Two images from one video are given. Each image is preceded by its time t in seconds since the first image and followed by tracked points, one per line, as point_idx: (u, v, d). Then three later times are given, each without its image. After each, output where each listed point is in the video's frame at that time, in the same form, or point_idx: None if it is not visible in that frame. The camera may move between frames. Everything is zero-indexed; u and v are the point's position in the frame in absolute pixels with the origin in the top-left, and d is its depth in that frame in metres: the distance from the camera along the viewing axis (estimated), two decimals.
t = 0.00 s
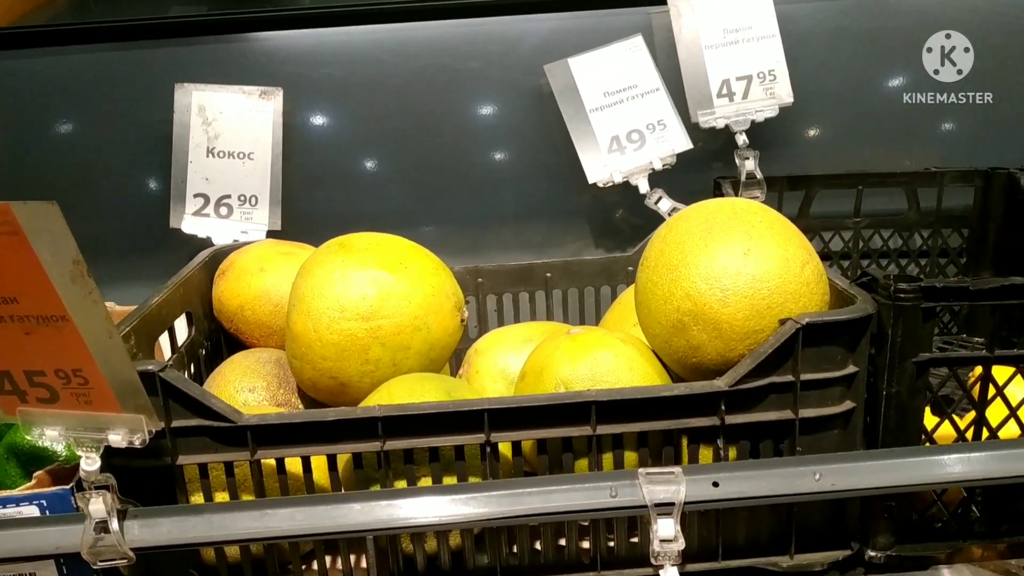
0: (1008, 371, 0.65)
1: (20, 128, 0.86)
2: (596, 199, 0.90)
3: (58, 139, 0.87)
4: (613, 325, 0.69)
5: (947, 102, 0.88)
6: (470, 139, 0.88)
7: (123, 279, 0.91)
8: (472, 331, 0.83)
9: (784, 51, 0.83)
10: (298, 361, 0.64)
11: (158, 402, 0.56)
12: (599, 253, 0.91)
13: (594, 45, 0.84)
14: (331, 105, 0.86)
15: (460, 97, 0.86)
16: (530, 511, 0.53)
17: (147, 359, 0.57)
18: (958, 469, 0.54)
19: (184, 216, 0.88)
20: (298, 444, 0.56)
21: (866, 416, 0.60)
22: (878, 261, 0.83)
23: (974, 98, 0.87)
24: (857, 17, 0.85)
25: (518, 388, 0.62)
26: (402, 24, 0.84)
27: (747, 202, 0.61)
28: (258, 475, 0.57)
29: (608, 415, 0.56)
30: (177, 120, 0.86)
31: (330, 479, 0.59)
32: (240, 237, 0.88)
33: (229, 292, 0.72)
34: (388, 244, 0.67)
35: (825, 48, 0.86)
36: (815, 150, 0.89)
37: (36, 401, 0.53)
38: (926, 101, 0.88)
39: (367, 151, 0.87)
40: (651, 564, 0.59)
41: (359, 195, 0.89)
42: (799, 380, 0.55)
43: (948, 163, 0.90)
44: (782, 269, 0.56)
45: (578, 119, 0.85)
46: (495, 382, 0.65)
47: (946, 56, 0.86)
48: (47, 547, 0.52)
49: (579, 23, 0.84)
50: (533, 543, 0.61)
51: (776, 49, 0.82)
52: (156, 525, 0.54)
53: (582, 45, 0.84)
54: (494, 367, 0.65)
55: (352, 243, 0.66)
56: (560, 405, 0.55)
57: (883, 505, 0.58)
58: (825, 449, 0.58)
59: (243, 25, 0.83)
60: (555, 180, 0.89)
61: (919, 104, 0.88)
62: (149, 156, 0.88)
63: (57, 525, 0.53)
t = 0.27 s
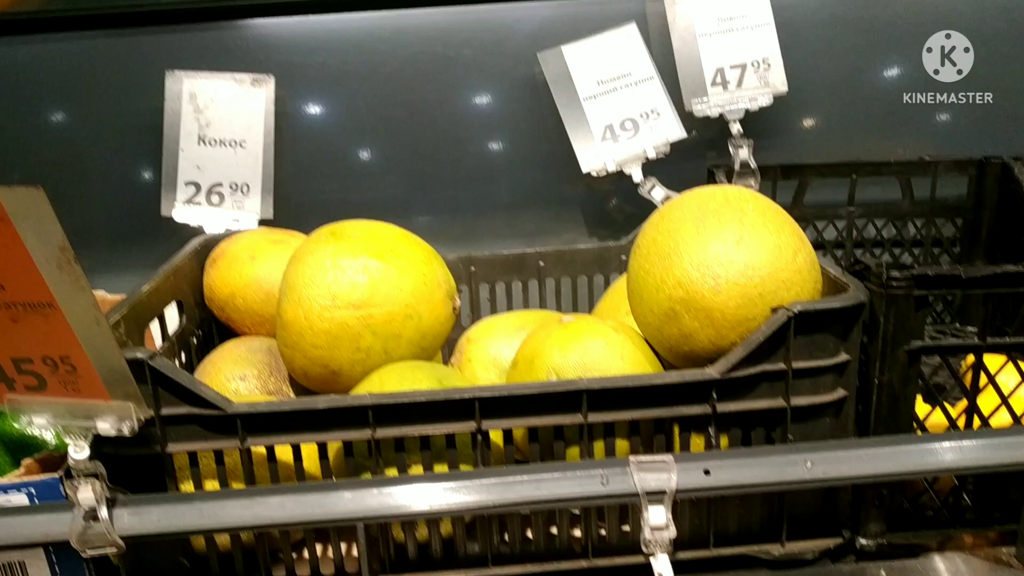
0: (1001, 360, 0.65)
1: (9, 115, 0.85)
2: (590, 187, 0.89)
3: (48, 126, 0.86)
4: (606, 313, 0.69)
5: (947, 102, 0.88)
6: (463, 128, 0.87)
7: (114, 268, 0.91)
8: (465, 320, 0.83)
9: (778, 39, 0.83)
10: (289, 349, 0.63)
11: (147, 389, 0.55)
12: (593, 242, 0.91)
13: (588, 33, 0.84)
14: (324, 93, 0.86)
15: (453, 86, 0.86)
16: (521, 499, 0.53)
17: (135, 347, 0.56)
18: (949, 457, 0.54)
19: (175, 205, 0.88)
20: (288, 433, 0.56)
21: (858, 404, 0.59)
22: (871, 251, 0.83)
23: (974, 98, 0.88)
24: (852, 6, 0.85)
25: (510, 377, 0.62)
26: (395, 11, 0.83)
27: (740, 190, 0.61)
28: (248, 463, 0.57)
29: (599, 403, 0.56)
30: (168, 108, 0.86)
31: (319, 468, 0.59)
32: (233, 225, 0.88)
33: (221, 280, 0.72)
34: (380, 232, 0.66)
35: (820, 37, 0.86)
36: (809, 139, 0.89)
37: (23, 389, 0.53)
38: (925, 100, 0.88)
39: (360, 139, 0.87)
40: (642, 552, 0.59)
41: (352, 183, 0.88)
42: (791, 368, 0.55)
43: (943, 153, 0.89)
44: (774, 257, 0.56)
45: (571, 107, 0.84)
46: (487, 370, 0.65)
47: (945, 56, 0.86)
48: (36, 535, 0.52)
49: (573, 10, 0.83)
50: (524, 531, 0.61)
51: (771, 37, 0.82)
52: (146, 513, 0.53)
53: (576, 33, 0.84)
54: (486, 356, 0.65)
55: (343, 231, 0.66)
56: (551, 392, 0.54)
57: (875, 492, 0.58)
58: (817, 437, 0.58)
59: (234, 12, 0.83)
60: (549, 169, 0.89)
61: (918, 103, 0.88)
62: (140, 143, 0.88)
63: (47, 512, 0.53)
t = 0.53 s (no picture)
0: (992, 344, 0.64)
1: None
2: (583, 174, 0.89)
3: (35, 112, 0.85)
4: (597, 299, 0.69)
5: (948, 102, 0.88)
6: (455, 113, 0.87)
7: (102, 255, 0.90)
8: (457, 307, 0.83)
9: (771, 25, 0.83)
10: (278, 334, 0.63)
11: (133, 373, 0.55)
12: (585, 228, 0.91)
13: (581, 18, 0.83)
14: (314, 78, 0.85)
15: (445, 71, 0.85)
16: (510, 483, 0.53)
17: (120, 330, 0.56)
18: (941, 441, 0.53)
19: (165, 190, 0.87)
20: (275, 417, 0.55)
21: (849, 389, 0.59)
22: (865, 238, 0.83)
23: (974, 97, 0.88)
24: None
25: (499, 361, 0.61)
26: None
27: (731, 174, 0.60)
28: (235, 447, 0.56)
29: (589, 387, 0.55)
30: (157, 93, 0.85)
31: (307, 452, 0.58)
32: (223, 211, 0.87)
33: (209, 266, 0.71)
34: (369, 216, 0.66)
35: (816, 24, 0.86)
36: (802, 126, 0.89)
37: (6, 373, 0.52)
38: (925, 100, 0.88)
39: (351, 125, 0.87)
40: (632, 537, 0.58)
41: (343, 169, 0.88)
42: (781, 352, 0.55)
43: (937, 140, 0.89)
44: (766, 240, 0.55)
45: (564, 93, 0.84)
46: (477, 355, 0.64)
47: (945, 56, 0.87)
48: (21, 520, 0.52)
49: None
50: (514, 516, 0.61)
51: (764, 23, 0.81)
52: (131, 498, 0.53)
53: (568, 18, 0.83)
54: (476, 341, 0.65)
55: (332, 215, 0.65)
56: (541, 376, 0.54)
57: (867, 477, 0.58)
58: (807, 421, 0.57)
59: None
60: (541, 155, 0.88)
61: (919, 103, 0.88)
62: (129, 129, 0.87)
63: (31, 497, 0.52)
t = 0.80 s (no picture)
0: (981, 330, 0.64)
1: None
2: (574, 161, 0.89)
3: (22, 97, 0.85)
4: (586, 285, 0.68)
5: (946, 102, 0.88)
6: (445, 100, 0.86)
7: (90, 242, 0.89)
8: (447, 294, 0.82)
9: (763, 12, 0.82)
10: (264, 319, 0.62)
11: (116, 356, 0.54)
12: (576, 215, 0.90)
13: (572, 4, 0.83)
14: (303, 63, 0.84)
15: (435, 57, 0.85)
16: (497, 467, 0.52)
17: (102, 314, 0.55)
18: (931, 426, 0.53)
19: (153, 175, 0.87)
20: (260, 401, 0.55)
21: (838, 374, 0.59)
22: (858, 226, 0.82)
23: (974, 98, 0.88)
24: None
25: (487, 346, 0.61)
26: None
27: (721, 157, 0.60)
28: (219, 432, 0.56)
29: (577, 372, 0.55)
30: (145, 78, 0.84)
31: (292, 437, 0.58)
32: (211, 197, 0.87)
33: (196, 251, 0.71)
34: (356, 201, 0.65)
35: (809, 12, 0.85)
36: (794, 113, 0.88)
37: None
38: (925, 101, 0.88)
39: (341, 112, 0.86)
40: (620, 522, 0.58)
41: (332, 156, 0.87)
42: (770, 337, 0.54)
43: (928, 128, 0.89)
44: (755, 224, 0.55)
45: (555, 79, 0.83)
46: (465, 341, 0.64)
47: (945, 56, 0.87)
48: (3, 505, 0.51)
49: None
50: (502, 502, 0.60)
51: (756, 10, 0.81)
52: (115, 482, 0.53)
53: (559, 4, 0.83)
54: (464, 327, 0.64)
55: (319, 200, 0.65)
56: (528, 360, 0.53)
57: (855, 463, 0.57)
58: (796, 406, 0.57)
59: None
60: (532, 142, 0.88)
61: (919, 103, 0.88)
62: (116, 115, 0.86)
63: (13, 482, 0.52)
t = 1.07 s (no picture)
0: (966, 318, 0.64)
1: None
2: (563, 151, 0.88)
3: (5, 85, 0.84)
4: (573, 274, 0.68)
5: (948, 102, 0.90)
6: (433, 89, 0.86)
7: (75, 232, 0.88)
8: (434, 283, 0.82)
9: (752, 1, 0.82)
10: (248, 305, 0.62)
11: (96, 342, 0.53)
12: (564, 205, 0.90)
13: None
14: (290, 51, 0.84)
15: (423, 45, 0.84)
16: (480, 454, 0.52)
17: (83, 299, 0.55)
18: (918, 414, 0.53)
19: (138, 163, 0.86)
20: (242, 387, 0.54)
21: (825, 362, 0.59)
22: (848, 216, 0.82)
23: (974, 97, 0.91)
24: None
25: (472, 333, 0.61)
26: None
27: (708, 144, 0.59)
28: (201, 419, 0.55)
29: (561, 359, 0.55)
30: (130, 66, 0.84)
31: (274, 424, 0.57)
32: (197, 185, 0.86)
33: (180, 238, 0.70)
34: (342, 188, 0.65)
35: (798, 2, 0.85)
36: (782, 102, 0.89)
37: None
38: (926, 101, 0.90)
39: (327, 100, 0.85)
40: (604, 510, 0.58)
41: (319, 145, 0.86)
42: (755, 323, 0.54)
43: (912, 117, 0.91)
44: (740, 210, 0.54)
45: (544, 67, 0.83)
46: (451, 329, 0.63)
47: (946, 56, 0.89)
48: None
49: None
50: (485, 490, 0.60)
51: None
52: (95, 469, 0.52)
53: None
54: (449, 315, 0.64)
55: (303, 186, 0.64)
56: (511, 347, 0.53)
57: (840, 450, 0.57)
58: (781, 393, 0.57)
59: None
60: (520, 131, 0.87)
61: (919, 103, 0.90)
62: (101, 103, 0.85)
63: None
